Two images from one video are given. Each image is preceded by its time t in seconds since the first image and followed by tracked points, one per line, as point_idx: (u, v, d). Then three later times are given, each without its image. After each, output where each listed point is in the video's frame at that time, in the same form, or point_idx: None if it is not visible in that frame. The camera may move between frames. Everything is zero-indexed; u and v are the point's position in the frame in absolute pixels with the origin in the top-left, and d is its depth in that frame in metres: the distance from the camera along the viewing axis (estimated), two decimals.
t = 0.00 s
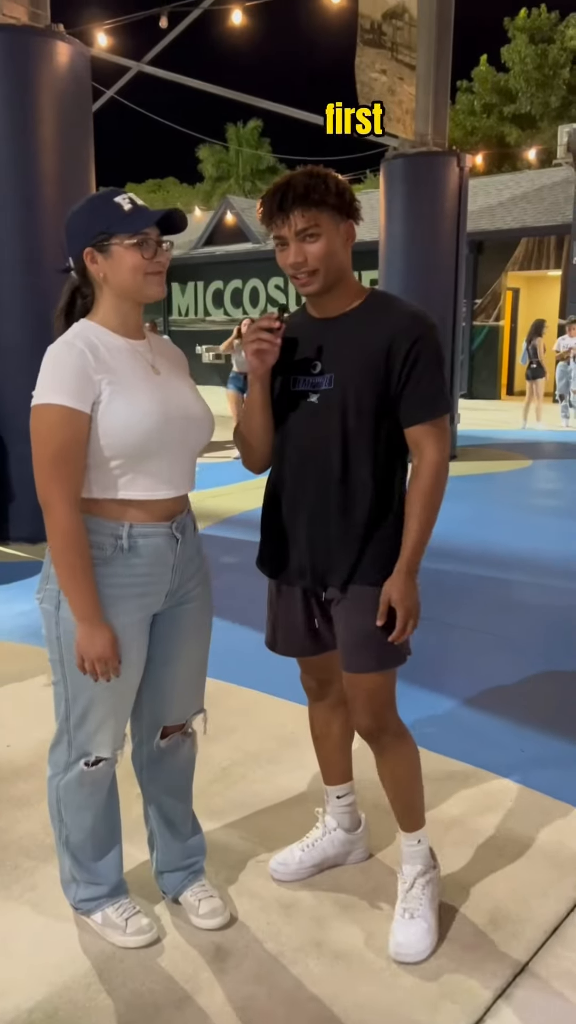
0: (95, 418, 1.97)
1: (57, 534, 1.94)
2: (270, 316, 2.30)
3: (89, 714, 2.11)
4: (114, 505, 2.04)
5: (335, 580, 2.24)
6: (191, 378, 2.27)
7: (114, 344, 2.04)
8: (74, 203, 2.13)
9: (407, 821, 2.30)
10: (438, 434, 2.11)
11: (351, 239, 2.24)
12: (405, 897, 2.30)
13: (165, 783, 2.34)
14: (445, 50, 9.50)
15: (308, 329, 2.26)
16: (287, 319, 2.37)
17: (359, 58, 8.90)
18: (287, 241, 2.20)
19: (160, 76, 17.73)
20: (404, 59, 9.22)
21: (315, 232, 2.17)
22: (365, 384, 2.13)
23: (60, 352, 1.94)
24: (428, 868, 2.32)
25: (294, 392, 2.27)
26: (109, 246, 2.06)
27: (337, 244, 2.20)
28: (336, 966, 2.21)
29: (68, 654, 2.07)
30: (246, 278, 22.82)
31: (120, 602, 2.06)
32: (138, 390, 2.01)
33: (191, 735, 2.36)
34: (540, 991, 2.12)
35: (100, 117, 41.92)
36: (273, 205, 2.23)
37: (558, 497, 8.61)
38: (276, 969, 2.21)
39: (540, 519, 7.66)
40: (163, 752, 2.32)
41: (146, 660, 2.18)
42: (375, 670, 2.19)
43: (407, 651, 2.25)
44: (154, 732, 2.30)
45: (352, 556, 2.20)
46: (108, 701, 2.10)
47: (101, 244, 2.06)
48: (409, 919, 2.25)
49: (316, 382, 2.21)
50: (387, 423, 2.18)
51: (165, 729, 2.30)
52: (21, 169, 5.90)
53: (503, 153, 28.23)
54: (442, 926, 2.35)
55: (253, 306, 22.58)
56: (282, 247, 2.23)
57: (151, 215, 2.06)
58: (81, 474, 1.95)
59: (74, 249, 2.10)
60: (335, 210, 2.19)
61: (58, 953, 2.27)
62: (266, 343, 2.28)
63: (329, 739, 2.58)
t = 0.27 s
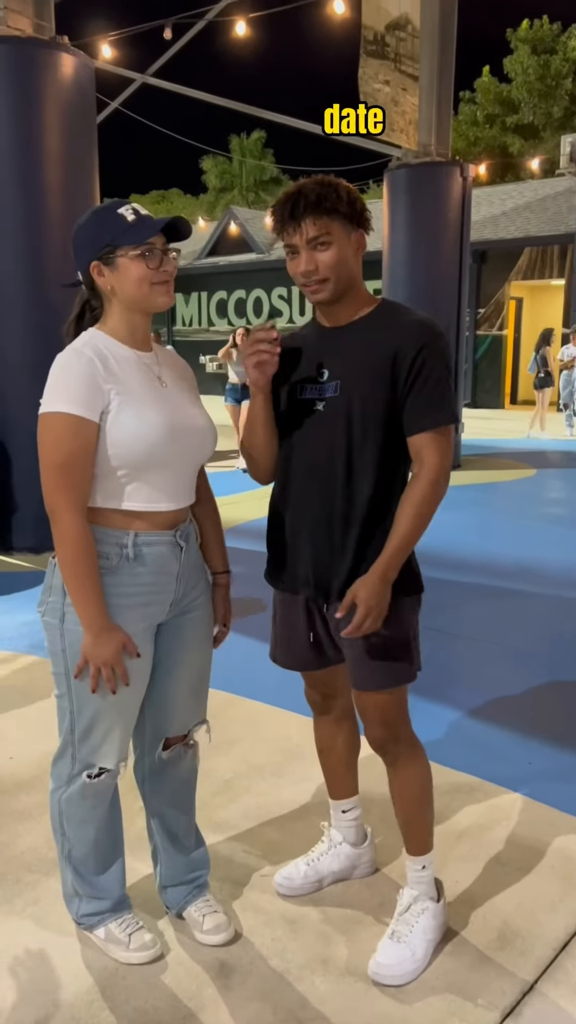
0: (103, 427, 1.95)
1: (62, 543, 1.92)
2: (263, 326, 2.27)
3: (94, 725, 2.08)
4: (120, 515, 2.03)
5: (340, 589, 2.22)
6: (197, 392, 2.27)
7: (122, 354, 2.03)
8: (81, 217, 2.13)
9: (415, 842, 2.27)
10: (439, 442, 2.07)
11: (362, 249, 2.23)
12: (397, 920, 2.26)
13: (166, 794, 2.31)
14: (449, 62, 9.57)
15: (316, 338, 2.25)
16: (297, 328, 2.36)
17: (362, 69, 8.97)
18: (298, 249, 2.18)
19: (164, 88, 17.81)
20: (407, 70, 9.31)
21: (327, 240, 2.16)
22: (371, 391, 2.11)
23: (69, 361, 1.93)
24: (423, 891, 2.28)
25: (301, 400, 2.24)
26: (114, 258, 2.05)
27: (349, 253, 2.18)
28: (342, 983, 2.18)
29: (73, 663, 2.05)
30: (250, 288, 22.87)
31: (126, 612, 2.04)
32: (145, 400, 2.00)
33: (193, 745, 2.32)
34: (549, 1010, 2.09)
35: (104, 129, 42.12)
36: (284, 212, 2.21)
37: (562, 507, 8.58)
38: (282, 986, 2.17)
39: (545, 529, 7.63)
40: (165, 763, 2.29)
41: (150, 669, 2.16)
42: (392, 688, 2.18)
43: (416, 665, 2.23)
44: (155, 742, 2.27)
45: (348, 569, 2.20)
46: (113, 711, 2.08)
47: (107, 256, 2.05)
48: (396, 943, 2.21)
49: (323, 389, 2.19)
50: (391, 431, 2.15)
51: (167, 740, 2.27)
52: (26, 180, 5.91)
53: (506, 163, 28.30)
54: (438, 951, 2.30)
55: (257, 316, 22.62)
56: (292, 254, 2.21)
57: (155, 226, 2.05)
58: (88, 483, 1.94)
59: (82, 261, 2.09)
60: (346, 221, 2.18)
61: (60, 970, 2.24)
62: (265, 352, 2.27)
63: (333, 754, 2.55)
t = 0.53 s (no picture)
0: (106, 433, 1.94)
1: (62, 547, 1.90)
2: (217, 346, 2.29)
3: (96, 734, 2.07)
4: (121, 522, 2.02)
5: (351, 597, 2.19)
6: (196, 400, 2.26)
7: (125, 361, 2.03)
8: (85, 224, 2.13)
9: (429, 856, 2.24)
10: (457, 448, 2.02)
11: (386, 251, 2.23)
12: (403, 934, 2.24)
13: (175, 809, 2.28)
14: (454, 71, 9.57)
15: (337, 344, 2.24)
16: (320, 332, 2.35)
17: (368, 78, 8.96)
18: (321, 249, 2.18)
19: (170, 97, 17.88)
20: (412, 79, 9.29)
21: (349, 242, 2.15)
22: (386, 396, 2.09)
23: (73, 365, 1.92)
24: (431, 906, 2.26)
25: (318, 406, 2.24)
26: (116, 266, 2.04)
27: (373, 256, 2.18)
28: (348, 997, 2.16)
29: (75, 669, 2.03)
30: (255, 297, 22.91)
31: (128, 620, 2.03)
32: (147, 406, 1.99)
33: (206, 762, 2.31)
34: None
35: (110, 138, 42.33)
36: (308, 212, 2.20)
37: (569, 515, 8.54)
38: (286, 1000, 2.15)
39: (551, 538, 7.60)
40: (178, 779, 2.27)
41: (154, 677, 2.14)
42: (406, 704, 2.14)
43: (439, 684, 2.20)
44: (168, 757, 2.26)
45: (358, 577, 2.17)
46: (115, 721, 2.06)
47: (108, 264, 2.05)
48: (402, 956, 2.19)
49: (338, 395, 2.19)
50: (408, 439, 2.11)
51: (180, 755, 2.26)
52: (32, 189, 5.92)
53: (511, 171, 28.32)
54: (443, 964, 2.27)
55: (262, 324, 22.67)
56: (315, 254, 2.20)
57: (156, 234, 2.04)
58: (90, 489, 1.93)
59: (84, 268, 2.09)
60: (370, 223, 2.17)
61: (63, 982, 2.22)
62: (232, 368, 2.26)
63: (343, 767, 2.53)
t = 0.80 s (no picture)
0: (111, 438, 1.94)
1: (68, 552, 1.90)
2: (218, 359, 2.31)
3: (99, 741, 2.07)
4: (126, 528, 2.02)
5: (370, 606, 2.18)
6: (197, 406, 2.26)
7: (130, 367, 2.04)
8: (89, 234, 2.14)
9: (441, 864, 2.23)
10: (489, 458, 2.02)
11: (403, 251, 2.18)
12: (411, 943, 2.23)
13: (183, 816, 2.27)
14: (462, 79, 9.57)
15: (356, 349, 2.23)
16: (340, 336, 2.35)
17: (375, 87, 9.15)
18: (333, 255, 2.19)
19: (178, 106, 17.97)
20: (419, 89, 9.40)
21: (359, 247, 2.14)
22: (412, 404, 2.07)
23: (79, 371, 1.93)
24: (439, 915, 2.24)
25: (338, 412, 2.23)
26: (121, 273, 2.05)
27: (385, 258, 2.15)
28: (355, 1006, 2.15)
29: (81, 676, 2.03)
30: (263, 305, 22.95)
31: (131, 626, 2.03)
32: (152, 412, 2.00)
33: (219, 772, 2.30)
34: None
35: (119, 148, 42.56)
36: (322, 217, 2.22)
37: None
38: (293, 1008, 2.14)
39: (560, 546, 7.57)
40: (187, 786, 2.27)
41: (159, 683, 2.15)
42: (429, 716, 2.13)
43: (458, 697, 2.19)
44: (178, 764, 2.25)
45: (379, 586, 2.16)
46: (119, 728, 2.06)
47: (114, 272, 2.06)
48: (410, 965, 2.18)
49: (359, 402, 2.17)
50: (433, 447, 2.11)
51: (189, 763, 2.25)
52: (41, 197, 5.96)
53: (518, 180, 28.35)
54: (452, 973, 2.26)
55: (269, 332, 22.71)
56: (330, 259, 2.22)
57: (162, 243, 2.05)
58: (94, 495, 1.93)
59: (89, 275, 2.10)
60: (380, 225, 2.13)
61: (70, 989, 2.22)
62: (235, 376, 2.29)
63: (355, 775, 2.51)
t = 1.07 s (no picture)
0: (125, 443, 1.95)
1: (72, 558, 1.90)
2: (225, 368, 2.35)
3: (105, 747, 2.07)
4: (137, 536, 2.02)
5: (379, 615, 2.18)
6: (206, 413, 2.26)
7: (143, 375, 2.04)
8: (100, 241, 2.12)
9: (448, 874, 2.21)
10: (504, 472, 2.03)
11: (412, 256, 2.17)
12: (416, 953, 2.22)
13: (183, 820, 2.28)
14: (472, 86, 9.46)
15: (367, 356, 2.23)
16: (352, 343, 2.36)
17: (383, 95, 9.48)
18: (342, 265, 2.22)
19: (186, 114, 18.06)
20: (427, 97, 9.51)
21: (364, 255, 2.15)
22: (424, 416, 2.07)
23: (96, 377, 1.93)
24: (445, 925, 2.23)
25: (348, 420, 2.23)
26: (134, 283, 2.05)
27: (390, 264, 2.15)
28: (359, 1016, 2.14)
29: (78, 679, 2.04)
30: (270, 312, 23.00)
31: (138, 634, 2.03)
32: (164, 420, 2.00)
33: (213, 773, 2.31)
34: None
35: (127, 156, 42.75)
36: (332, 227, 2.24)
37: None
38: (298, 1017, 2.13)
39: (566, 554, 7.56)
40: (184, 787, 2.26)
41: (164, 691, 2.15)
42: (439, 727, 2.13)
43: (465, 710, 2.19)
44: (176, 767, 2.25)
45: (387, 596, 2.15)
46: (125, 735, 2.06)
47: (126, 280, 2.05)
48: (414, 975, 2.17)
49: (369, 410, 2.17)
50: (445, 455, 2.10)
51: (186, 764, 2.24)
52: (49, 205, 5.99)
53: (526, 188, 28.39)
54: (457, 984, 2.25)
55: (276, 339, 22.75)
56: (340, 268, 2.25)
57: (177, 256, 2.07)
58: (103, 500, 1.93)
59: (99, 283, 2.09)
60: (385, 230, 2.13)
61: (74, 997, 2.21)
62: (240, 382, 2.33)
63: (360, 782, 2.51)
